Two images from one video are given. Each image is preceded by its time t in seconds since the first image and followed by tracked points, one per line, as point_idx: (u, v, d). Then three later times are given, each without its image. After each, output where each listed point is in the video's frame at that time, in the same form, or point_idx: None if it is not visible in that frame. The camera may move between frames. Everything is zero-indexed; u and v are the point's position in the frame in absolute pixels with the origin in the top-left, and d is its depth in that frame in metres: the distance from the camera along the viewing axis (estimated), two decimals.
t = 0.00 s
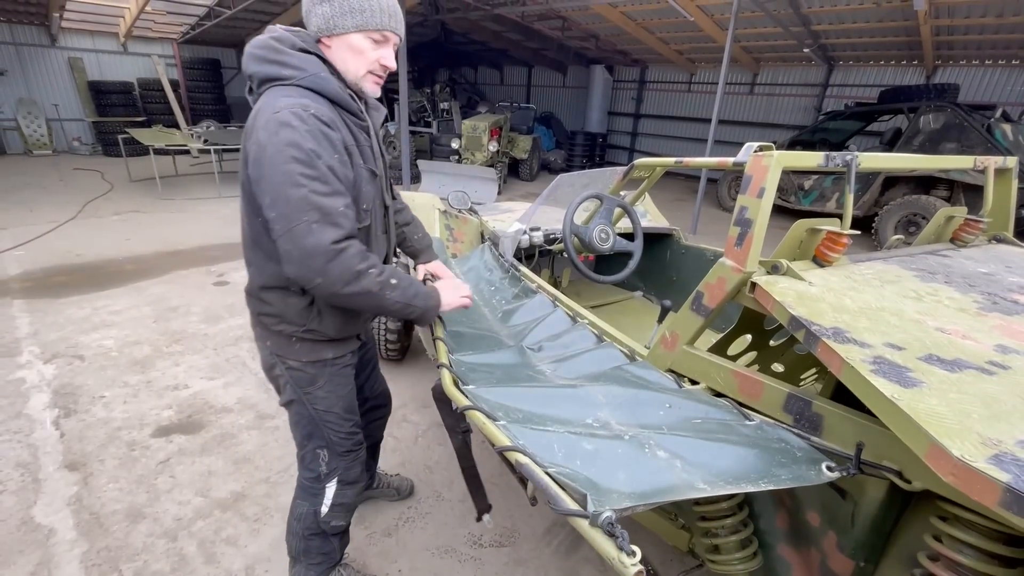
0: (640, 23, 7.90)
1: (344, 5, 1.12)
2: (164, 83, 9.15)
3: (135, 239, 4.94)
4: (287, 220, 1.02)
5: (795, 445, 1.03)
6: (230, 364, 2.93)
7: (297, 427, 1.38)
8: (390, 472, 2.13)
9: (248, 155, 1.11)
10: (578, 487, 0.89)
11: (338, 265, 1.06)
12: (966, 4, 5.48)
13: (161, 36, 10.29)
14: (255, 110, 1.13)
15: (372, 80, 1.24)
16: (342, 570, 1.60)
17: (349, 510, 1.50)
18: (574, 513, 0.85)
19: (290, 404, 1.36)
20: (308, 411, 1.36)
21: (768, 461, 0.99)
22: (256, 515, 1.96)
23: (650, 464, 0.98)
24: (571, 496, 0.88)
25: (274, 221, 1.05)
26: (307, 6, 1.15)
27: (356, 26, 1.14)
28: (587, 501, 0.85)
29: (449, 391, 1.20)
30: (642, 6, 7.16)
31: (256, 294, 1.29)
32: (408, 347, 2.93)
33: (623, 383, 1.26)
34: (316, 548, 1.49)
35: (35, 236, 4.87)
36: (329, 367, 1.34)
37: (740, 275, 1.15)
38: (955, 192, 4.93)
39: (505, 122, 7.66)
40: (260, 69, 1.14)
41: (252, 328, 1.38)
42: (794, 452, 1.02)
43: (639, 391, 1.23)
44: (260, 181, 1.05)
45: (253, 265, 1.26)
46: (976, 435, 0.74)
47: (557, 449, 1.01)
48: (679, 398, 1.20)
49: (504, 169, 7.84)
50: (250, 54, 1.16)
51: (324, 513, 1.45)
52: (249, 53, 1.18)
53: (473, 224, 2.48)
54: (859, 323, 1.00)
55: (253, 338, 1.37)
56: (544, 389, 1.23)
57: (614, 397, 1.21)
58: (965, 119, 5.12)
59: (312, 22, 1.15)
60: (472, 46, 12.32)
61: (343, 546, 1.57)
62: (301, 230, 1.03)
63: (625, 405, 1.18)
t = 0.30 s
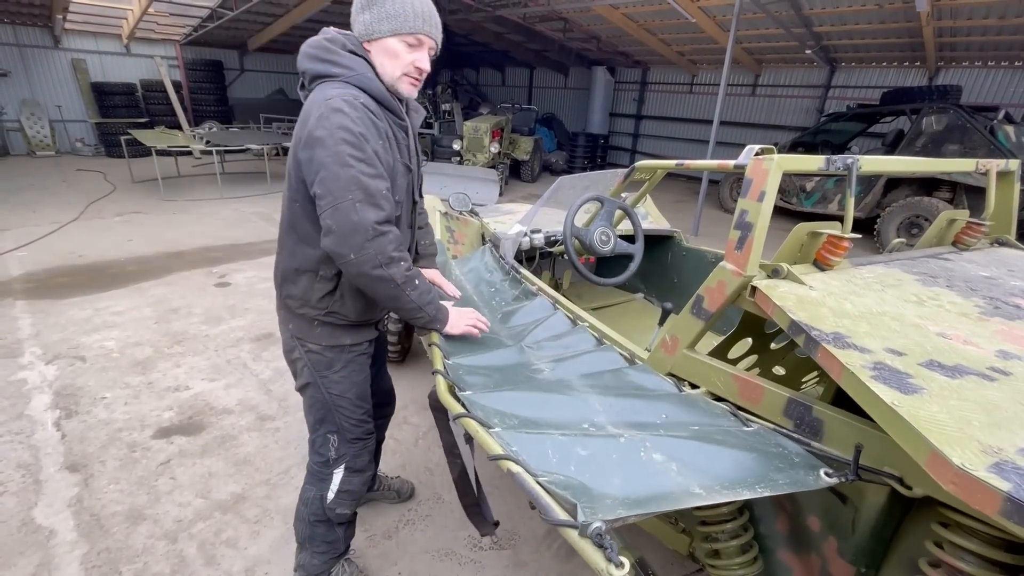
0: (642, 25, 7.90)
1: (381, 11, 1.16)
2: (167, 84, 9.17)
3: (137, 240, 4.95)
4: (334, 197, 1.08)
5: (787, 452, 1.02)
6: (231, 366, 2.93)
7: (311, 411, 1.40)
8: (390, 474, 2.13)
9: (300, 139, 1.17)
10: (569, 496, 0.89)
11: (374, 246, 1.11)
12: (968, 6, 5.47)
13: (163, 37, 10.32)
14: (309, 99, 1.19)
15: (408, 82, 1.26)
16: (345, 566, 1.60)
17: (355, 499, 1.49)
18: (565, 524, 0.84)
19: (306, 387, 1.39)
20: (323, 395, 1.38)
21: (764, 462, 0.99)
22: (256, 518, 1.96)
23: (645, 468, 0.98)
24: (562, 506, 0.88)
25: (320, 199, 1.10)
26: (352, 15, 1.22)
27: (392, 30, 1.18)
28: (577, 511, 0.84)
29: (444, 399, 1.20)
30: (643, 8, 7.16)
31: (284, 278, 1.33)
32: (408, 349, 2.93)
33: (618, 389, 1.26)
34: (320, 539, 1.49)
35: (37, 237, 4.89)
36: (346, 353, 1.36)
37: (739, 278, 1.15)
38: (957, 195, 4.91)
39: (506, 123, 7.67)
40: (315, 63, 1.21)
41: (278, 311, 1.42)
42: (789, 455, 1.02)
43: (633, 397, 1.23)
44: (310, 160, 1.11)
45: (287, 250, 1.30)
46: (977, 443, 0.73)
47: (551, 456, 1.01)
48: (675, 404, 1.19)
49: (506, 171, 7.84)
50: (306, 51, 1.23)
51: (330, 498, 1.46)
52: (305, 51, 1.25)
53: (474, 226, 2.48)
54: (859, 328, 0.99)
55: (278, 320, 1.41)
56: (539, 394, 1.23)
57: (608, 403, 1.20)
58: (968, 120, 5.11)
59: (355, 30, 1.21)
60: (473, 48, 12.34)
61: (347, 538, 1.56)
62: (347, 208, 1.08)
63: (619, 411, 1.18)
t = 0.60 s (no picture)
0: (643, 25, 7.89)
1: (419, 25, 1.17)
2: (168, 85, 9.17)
3: (137, 240, 4.95)
4: (353, 196, 1.08)
5: (769, 482, 0.96)
6: (231, 366, 2.93)
7: (309, 412, 1.40)
8: (390, 476, 2.12)
9: (329, 134, 1.16)
10: (533, 521, 0.81)
11: (381, 250, 1.11)
12: (970, 6, 5.45)
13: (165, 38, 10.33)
14: (343, 94, 1.19)
15: (437, 97, 1.26)
16: (344, 568, 1.59)
17: (354, 501, 1.49)
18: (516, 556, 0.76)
19: (304, 388, 1.39)
20: (321, 396, 1.37)
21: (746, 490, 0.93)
22: (256, 519, 1.96)
23: (622, 489, 0.91)
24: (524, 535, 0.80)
25: (339, 194, 1.10)
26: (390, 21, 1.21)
27: (426, 45, 1.18)
28: (542, 540, 0.76)
29: (415, 423, 1.12)
30: (644, 8, 7.15)
31: (289, 272, 1.33)
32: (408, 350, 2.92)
33: (602, 399, 1.20)
34: (319, 540, 1.49)
35: (38, 237, 4.89)
36: (346, 355, 1.36)
37: (740, 281, 1.14)
38: (959, 195, 4.91)
39: (506, 124, 7.67)
40: (353, 61, 1.20)
41: (278, 306, 1.41)
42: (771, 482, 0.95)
43: (615, 411, 1.16)
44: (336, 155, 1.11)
45: (298, 244, 1.29)
46: (979, 451, 0.72)
47: (528, 473, 0.94)
48: (658, 417, 1.14)
49: (506, 171, 7.84)
50: (345, 48, 1.22)
51: (328, 502, 1.45)
52: (343, 47, 1.24)
53: (474, 227, 2.48)
54: (861, 332, 0.99)
55: (277, 315, 1.40)
56: (516, 403, 1.16)
57: (590, 416, 1.14)
58: (970, 121, 5.09)
59: (391, 37, 1.21)
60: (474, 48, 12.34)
61: (346, 542, 1.56)
62: (366, 208, 1.08)
63: (601, 421, 1.13)
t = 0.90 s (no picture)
0: (643, 25, 7.89)
1: (442, 50, 1.16)
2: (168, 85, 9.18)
3: (138, 241, 4.95)
4: (361, 218, 1.07)
5: (745, 506, 0.91)
6: (230, 367, 2.93)
7: (307, 421, 1.39)
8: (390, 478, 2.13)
9: (345, 147, 1.15)
10: (488, 563, 0.79)
11: (382, 273, 1.11)
12: (971, 6, 5.45)
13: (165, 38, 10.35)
14: (361, 109, 1.17)
15: (451, 120, 1.26)
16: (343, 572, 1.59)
17: (357, 507, 1.49)
18: None
19: (300, 397, 1.38)
20: (320, 403, 1.37)
21: (717, 516, 0.89)
22: (255, 520, 1.95)
23: (593, 518, 0.89)
24: None
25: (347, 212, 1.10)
26: (413, 39, 1.19)
27: (447, 71, 1.18)
28: None
29: (385, 454, 1.09)
30: (645, 8, 7.15)
31: (286, 278, 1.32)
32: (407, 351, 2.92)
33: (581, 418, 1.16)
34: (320, 546, 1.48)
35: (38, 237, 4.89)
36: (344, 362, 1.36)
37: (737, 288, 1.14)
38: (960, 196, 4.92)
39: (507, 124, 7.67)
40: (378, 74, 1.18)
41: (272, 313, 1.41)
42: (745, 508, 0.90)
43: (593, 431, 1.12)
44: (348, 174, 1.09)
45: (298, 252, 1.28)
46: (975, 466, 0.72)
47: (500, 507, 0.92)
48: (638, 433, 1.11)
49: (507, 172, 7.84)
50: (370, 58, 1.20)
51: (331, 509, 1.45)
52: (369, 56, 1.22)
53: (474, 230, 2.43)
54: (857, 341, 0.98)
55: (272, 323, 1.40)
56: (490, 425, 1.14)
57: (570, 437, 1.10)
58: (971, 121, 5.09)
59: (412, 57, 1.20)
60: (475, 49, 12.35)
61: (347, 546, 1.56)
62: (374, 231, 1.08)
63: (581, 441, 1.09)
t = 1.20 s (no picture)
0: (644, 26, 7.89)
1: (440, 42, 1.16)
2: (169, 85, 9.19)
3: (138, 241, 4.96)
4: (358, 216, 1.08)
5: (747, 506, 0.91)
6: (231, 367, 2.93)
7: (314, 418, 1.39)
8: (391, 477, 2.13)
9: (342, 143, 1.15)
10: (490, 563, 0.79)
11: (381, 270, 1.11)
12: (972, 7, 5.45)
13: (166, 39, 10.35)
14: (359, 104, 1.18)
15: (452, 114, 1.26)
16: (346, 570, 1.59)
17: (362, 504, 1.49)
18: None
19: (307, 394, 1.39)
20: (328, 400, 1.38)
21: (720, 514, 0.89)
22: (255, 520, 1.96)
23: (595, 518, 0.89)
24: None
25: (345, 211, 1.10)
26: (411, 32, 1.20)
27: (446, 63, 1.18)
28: None
29: (387, 451, 1.09)
30: (645, 9, 7.15)
31: (292, 277, 1.33)
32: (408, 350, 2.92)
33: (583, 417, 1.16)
34: (325, 544, 1.49)
35: (39, 237, 4.89)
36: (350, 360, 1.36)
37: (738, 288, 1.14)
38: (961, 196, 4.92)
39: (507, 124, 7.67)
40: (377, 69, 1.19)
41: (279, 310, 1.42)
42: (747, 507, 0.90)
43: (595, 430, 1.12)
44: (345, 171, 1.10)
45: (303, 251, 1.29)
46: (978, 467, 0.72)
47: (502, 506, 0.92)
48: (642, 433, 1.11)
49: (507, 172, 7.84)
50: (369, 53, 1.20)
51: (339, 506, 1.45)
52: (367, 51, 1.22)
53: (474, 229, 2.44)
54: (859, 341, 0.98)
55: (278, 320, 1.41)
56: (491, 425, 1.14)
57: (572, 436, 1.10)
58: (971, 121, 5.08)
59: (411, 50, 1.20)
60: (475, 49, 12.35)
61: (351, 544, 1.56)
62: (372, 229, 1.08)
63: (583, 440, 1.09)
